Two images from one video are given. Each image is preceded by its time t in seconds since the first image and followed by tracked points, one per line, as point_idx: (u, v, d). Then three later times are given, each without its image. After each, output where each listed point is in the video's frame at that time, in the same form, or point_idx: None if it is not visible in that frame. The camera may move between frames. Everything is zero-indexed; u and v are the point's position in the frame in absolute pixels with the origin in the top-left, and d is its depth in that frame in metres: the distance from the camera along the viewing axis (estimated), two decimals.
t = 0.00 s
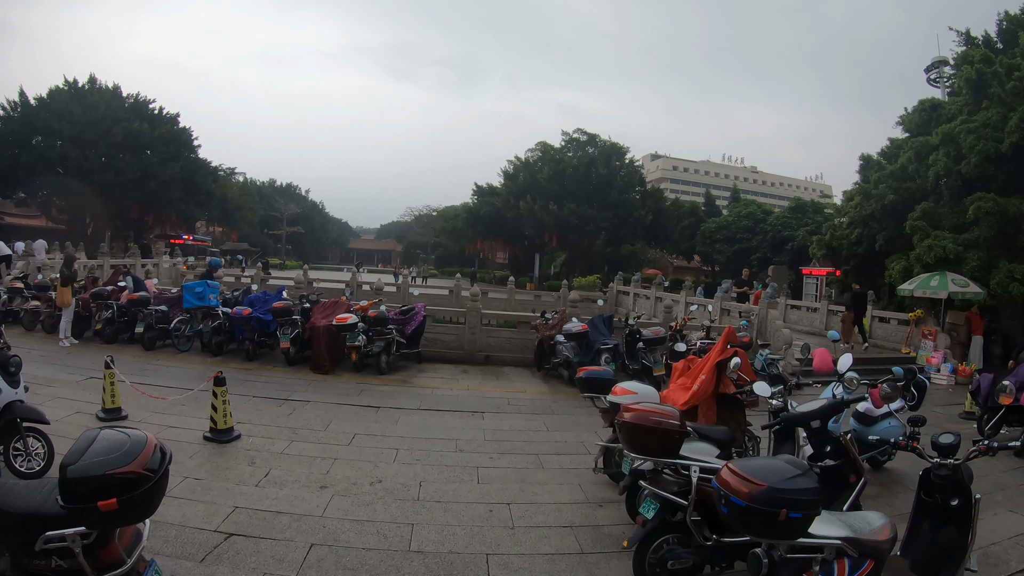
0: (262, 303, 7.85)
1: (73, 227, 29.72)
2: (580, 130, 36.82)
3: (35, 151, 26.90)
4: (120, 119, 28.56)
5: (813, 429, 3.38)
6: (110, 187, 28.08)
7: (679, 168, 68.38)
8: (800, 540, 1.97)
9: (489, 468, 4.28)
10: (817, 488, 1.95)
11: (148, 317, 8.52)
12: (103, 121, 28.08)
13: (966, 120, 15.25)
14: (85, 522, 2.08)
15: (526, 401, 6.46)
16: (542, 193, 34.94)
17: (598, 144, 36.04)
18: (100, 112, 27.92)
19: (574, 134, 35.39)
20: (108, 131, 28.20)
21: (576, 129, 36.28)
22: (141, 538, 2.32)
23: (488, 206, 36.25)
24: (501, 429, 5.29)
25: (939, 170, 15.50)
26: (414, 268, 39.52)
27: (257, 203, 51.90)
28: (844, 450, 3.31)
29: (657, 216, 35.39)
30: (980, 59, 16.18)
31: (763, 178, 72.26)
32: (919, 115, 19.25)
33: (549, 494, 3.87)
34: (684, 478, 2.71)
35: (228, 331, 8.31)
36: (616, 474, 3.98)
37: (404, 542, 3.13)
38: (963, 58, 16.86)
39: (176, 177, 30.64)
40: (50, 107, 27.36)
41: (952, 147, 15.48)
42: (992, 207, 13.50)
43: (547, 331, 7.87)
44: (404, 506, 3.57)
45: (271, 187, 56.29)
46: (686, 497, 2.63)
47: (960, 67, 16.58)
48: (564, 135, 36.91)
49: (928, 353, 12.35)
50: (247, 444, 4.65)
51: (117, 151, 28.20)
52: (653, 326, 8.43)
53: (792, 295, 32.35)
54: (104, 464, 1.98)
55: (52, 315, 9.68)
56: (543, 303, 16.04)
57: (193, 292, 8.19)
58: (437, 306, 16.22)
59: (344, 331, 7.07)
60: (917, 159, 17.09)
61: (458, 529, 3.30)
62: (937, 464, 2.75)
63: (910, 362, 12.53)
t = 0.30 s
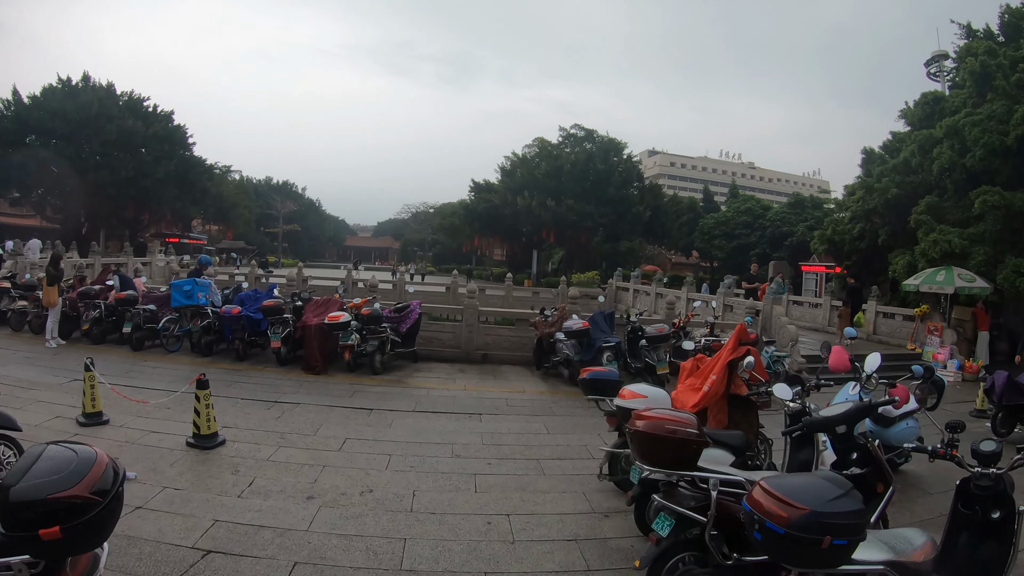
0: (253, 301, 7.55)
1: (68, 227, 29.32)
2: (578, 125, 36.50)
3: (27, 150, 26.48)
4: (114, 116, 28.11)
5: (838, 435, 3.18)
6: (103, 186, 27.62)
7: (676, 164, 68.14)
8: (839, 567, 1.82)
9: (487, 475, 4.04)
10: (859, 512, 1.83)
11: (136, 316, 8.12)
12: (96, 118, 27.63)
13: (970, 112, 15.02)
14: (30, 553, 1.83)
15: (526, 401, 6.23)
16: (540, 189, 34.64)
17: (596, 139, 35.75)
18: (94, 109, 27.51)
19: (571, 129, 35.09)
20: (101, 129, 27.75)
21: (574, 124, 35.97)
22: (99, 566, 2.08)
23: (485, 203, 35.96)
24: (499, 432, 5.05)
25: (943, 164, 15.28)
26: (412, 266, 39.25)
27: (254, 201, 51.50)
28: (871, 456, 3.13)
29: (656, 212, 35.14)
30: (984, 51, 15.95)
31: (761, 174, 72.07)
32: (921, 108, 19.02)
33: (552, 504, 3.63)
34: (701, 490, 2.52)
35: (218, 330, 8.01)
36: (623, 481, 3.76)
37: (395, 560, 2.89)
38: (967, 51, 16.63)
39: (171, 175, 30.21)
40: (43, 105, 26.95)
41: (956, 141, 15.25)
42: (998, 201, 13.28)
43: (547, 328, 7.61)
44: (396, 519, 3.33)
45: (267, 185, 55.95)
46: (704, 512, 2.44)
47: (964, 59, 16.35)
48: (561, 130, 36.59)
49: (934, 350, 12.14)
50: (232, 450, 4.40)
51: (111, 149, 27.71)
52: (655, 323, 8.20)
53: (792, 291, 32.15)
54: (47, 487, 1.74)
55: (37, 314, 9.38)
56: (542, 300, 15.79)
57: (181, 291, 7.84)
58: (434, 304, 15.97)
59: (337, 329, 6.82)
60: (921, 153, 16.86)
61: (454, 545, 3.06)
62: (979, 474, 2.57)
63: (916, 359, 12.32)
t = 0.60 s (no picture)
0: (250, 306, 7.32)
1: (70, 231, 29.19)
2: (581, 125, 36.20)
3: (29, 154, 26.35)
4: (115, 120, 27.94)
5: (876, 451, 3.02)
6: (105, 190, 27.44)
7: (680, 163, 67.73)
8: None
9: (492, 492, 3.77)
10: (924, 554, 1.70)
11: (131, 323, 7.91)
12: (96, 122, 27.48)
13: (983, 107, 14.66)
14: None
15: (533, 410, 5.96)
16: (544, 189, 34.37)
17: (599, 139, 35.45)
18: (95, 113, 27.30)
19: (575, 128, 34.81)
20: (102, 133, 27.59)
21: (577, 124, 35.68)
22: None
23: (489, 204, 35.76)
24: (506, 444, 4.79)
25: (956, 159, 14.92)
26: (416, 268, 39.02)
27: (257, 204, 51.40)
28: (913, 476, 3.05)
29: (661, 211, 34.81)
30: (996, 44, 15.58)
31: (765, 172, 71.55)
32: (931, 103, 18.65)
33: (563, 525, 3.37)
34: (730, 518, 2.32)
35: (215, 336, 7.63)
36: (641, 500, 3.52)
37: None
38: (978, 44, 16.27)
39: (172, 179, 30.03)
40: (43, 109, 26.77)
41: (968, 136, 14.89)
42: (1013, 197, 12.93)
43: (554, 331, 7.36)
44: (394, 544, 3.07)
45: (271, 188, 55.93)
46: (737, 543, 2.25)
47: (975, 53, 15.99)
48: (564, 130, 36.31)
49: (950, 350, 11.78)
50: (223, 466, 4.16)
51: (112, 153, 27.49)
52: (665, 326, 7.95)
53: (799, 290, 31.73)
54: None
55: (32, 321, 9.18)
56: (547, 302, 15.54)
57: (176, 296, 7.64)
58: (437, 306, 15.72)
59: (337, 335, 6.56)
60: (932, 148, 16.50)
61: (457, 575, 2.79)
62: None
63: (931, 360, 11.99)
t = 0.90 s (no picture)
0: (248, 304, 7.08)
1: (74, 229, 29.00)
2: (586, 120, 35.84)
3: (31, 152, 26.16)
4: (117, 118, 27.61)
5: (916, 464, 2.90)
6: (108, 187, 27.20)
7: (685, 160, 67.24)
8: None
9: (498, 503, 3.53)
10: None
11: (127, 321, 7.64)
12: (99, 120, 27.23)
13: (996, 100, 14.28)
14: None
15: (541, 412, 5.72)
16: (549, 186, 34.03)
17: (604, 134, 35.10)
18: (97, 110, 26.90)
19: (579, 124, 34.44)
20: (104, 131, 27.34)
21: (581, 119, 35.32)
22: None
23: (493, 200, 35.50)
24: (513, 449, 4.54)
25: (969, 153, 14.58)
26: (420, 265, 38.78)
27: (261, 201, 51.26)
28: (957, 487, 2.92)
29: (666, 207, 34.46)
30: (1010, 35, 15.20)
31: (771, 168, 70.94)
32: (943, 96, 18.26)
33: (575, 539, 3.14)
34: (765, 541, 2.08)
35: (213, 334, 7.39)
36: (657, 513, 3.31)
37: None
38: (990, 35, 15.89)
39: (175, 176, 29.78)
40: (46, 107, 26.36)
41: (981, 129, 14.53)
42: None
43: (562, 330, 7.15)
44: (395, 561, 2.84)
45: (275, 185, 55.81)
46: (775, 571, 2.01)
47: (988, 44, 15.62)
48: (569, 126, 35.96)
49: (964, 348, 11.40)
50: (214, 473, 3.96)
51: (113, 150, 27.11)
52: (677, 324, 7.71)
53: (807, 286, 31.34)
54: None
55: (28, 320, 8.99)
56: (553, 299, 15.30)
57: (172, 293, 7.40)
58: (441, 304, 15.49)
59: (337, 334, 6.34)
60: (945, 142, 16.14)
61: None
62: None
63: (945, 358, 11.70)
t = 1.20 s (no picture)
0: (240, 307, 6.82)
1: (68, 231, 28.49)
2: (584, 120, 35.58)
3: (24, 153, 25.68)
4: (112, 119, 27.05)
5: (963, 486, 2.55)
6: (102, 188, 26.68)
7: (682, 160, 67.13)
8: None
9: (502, 525, 3.30)
10: None
11: (115, 326, 7.22)
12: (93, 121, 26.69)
13: (1002, 98, 14.09)
14: None
15: (544, 421, 5.48)
16: (548, 186, 33.73)
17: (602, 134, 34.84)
18: (92, 111, 26.34)
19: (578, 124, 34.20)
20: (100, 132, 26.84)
21: (579, 119, 35.07)
22: None
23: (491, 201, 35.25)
24: (517, 464, 4.29)
25: (974, 153, 14.37)
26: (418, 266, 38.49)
27: (257, 202, 50.92)
28: (1007, 511, 2.51)
29: (665, 208, 34.26)
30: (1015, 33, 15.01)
31: (768, 168, 70.86)
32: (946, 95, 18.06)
33: (587, 564, 2.91)
34: None
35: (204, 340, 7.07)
36: (674, 534, 3.11)
37: None
38: (995, 33, 15.69)
39: (171, 177, 29.37)
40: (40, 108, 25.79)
41: (987, 128, 14.32)
42: None
43: (564, 334, 6.87)
44: None
45: (272, 186, 55.47)
46: None
47: (992, 42, 15.42)
48: (567, 126, 35.71)
49: (971, 350, 11.25)
50: (199, 492, 3.71)
51: (108, 151, 26.61)
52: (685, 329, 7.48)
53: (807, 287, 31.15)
54: None
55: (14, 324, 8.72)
56: (552, 301, 15.09)
57: (160, 297, 7.13)
58: (439, 306, 15.22)
59: (331, 339, 6.02)
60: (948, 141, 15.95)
61: None
62: None
63: (952, 360, 11.50)
